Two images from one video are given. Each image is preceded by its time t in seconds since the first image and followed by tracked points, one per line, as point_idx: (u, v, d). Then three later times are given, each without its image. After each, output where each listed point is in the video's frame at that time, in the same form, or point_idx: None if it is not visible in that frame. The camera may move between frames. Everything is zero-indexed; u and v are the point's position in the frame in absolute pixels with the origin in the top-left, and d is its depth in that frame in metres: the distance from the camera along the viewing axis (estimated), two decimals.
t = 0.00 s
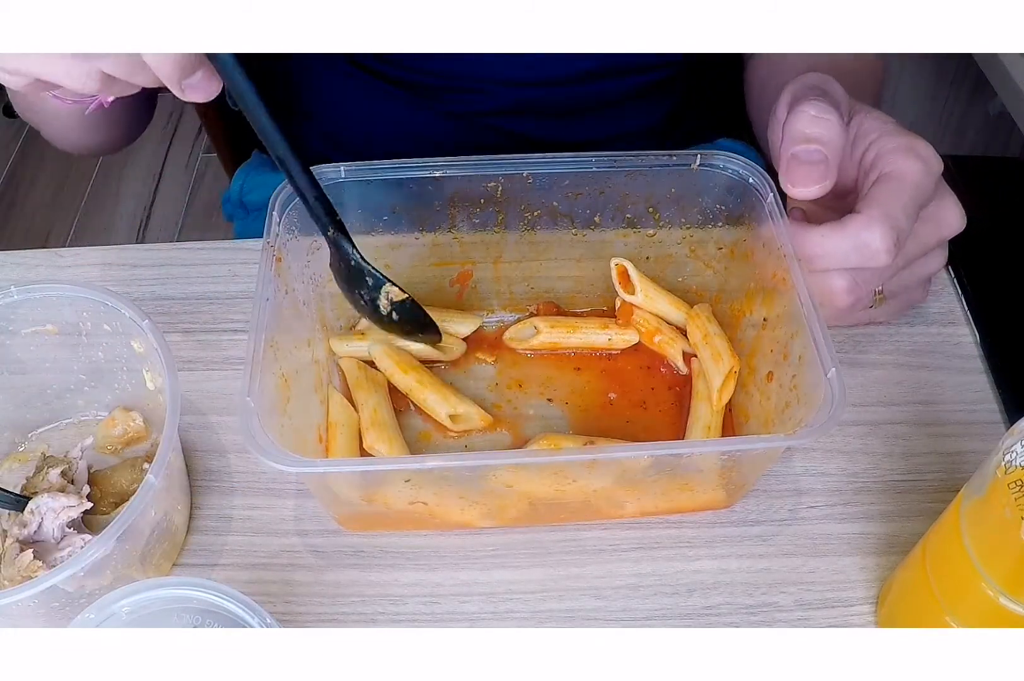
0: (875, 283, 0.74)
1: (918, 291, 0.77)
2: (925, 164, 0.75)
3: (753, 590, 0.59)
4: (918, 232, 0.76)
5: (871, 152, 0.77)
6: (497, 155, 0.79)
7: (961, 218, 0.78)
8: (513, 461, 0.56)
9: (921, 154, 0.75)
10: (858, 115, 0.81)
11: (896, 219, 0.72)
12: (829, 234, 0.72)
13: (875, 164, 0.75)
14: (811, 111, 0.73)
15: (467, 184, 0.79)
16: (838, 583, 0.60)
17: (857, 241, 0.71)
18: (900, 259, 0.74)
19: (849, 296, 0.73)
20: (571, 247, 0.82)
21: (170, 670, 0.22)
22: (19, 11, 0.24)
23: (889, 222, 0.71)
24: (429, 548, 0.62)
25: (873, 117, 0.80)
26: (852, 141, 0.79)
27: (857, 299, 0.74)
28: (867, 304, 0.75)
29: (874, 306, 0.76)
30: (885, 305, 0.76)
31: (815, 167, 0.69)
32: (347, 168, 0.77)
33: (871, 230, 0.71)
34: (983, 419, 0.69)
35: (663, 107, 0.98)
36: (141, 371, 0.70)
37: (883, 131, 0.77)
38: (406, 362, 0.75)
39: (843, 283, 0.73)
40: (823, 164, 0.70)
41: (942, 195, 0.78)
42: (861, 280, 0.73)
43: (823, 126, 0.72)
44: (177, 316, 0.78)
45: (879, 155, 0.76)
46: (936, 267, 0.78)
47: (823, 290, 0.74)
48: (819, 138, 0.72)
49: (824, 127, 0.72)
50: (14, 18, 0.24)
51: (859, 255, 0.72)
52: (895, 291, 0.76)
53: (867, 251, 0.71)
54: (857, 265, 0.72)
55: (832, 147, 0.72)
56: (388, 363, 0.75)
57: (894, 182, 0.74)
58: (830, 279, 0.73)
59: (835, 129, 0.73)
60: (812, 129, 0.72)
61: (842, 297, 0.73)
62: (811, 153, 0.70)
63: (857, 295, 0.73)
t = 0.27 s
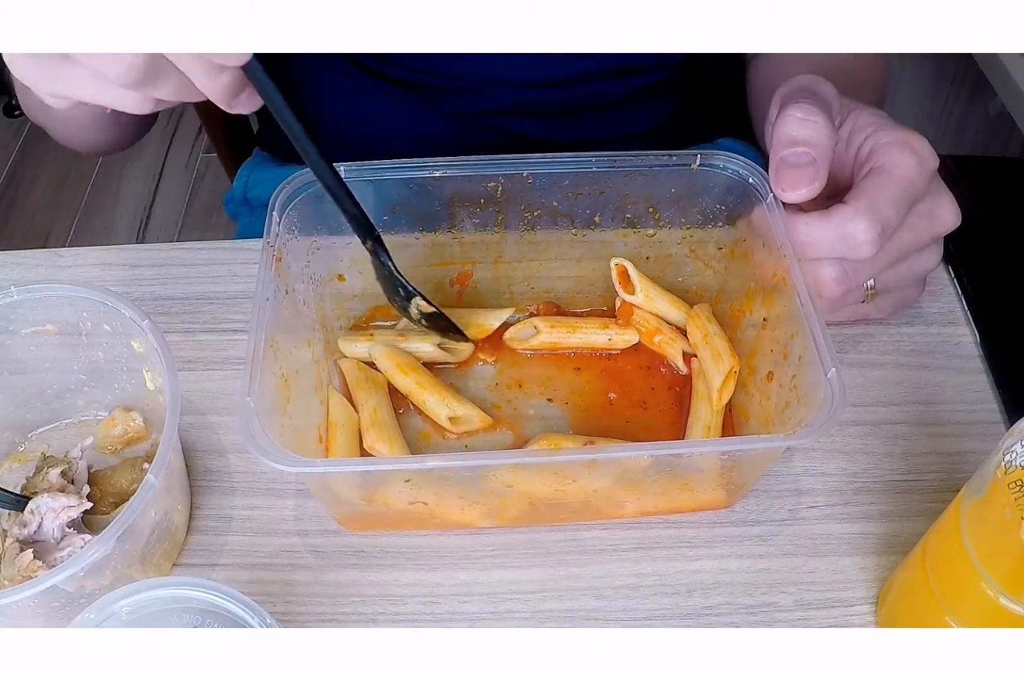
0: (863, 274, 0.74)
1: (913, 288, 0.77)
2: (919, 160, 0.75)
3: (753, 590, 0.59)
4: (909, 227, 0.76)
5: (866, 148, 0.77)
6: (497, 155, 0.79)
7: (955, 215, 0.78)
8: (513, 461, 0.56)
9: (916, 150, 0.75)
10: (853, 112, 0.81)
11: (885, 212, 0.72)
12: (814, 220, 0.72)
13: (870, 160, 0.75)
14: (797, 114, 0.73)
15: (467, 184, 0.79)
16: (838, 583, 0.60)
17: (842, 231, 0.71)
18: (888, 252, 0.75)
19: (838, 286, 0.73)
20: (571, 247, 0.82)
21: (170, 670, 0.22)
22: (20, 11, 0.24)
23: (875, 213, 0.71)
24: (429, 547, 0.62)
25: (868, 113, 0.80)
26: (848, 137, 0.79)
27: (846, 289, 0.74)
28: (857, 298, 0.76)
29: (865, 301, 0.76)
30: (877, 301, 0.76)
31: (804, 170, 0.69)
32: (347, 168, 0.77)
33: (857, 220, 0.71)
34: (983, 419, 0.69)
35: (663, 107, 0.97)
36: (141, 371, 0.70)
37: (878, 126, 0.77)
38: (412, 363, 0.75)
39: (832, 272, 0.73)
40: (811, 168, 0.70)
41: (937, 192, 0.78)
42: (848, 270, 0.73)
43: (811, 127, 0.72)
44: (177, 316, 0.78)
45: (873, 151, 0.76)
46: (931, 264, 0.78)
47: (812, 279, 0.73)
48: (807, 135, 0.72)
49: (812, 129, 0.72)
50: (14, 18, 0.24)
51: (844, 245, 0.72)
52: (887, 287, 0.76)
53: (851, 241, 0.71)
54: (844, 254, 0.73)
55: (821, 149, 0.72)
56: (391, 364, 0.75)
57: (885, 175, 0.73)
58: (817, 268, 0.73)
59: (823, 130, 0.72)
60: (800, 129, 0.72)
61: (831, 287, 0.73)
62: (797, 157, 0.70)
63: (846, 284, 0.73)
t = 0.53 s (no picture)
0: (863, 271, 0.74)
1: (911, 289, 0.78)
2: (922, 159, 0.75)
3: (753, 590, 0.59)
4: (911, 225, 0.76)
5: (867, 148, 0.77)
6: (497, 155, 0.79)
7: (956, 215, 0.78)
8: (513, 461, 0.56)
9: (919, 148, 0.75)
10: (854, 110, 0.81)
11: (886, 208, 0.72)
12: (817, 215, 0.72)
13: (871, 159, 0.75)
14: (795, 114, 0.73)
15: (467, 184, 0.79)
16: (838, 583, 0.60)
17: (845, 226, 0.71)
18: (888, 250, 0.75)
19: (838, 280, 0.73)
20: (571, 246, 0.82)
21: (169, 670, 0.22)
22: (21, 11, 0.24)
23: (878, 209, 0.71)
24: (429, 547, 0.62)
25: (871, 112, 0.80)
26: (851, 134, 0.79)
27: (846, 284, 0.74)
28: (856, 295, 0.76)
29: (864, 298, 0.76)
30: (874, 300, 0.76)
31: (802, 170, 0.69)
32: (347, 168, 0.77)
33: (860, 216, 0.71)
34: (983, 419, 0.69)
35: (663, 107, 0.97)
36: (141, 371, 0.70)
37: (882, 124, 0.77)
38: (418, 364, 0.75)
39: (832, 266, 0.72)
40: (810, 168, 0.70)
41: (939, 190, 0.78)
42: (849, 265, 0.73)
43: (809, 128, 0.72)
44: (177, 316, 0.78)
45: (874, 151, 0.76)
46: (931, 263, 0.78)
47: (813, 273, 0.73)
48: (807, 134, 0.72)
49: (810, 129, 0.72)
50: (15, 18, 0.24)
51: (845, 240, 0.72)
52: (886, 285, 0.76)
53: (853, 235, 0.71)
54: (844, 249, 0.72)
55: (821, 148, 0.72)
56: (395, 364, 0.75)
57: (888, 173, 0.74)
58: (818, 262, 0.73)
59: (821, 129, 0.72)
60: (799, 128, 0.72)
61: (831, 281, 0.73)
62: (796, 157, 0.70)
63: (846, 279, 0.73)
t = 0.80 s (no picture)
0: (860, 265, 0.75)
1: (910, 288, 0.77)
2: (923, 155, 0.75)
3: (753, 590, 0.59)
4: (910, 220, 0.76)
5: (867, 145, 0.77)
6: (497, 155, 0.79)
7: (955, 212, 0.78)
8: (513, 461, 0.56)
9: (919, 144, 0.75)
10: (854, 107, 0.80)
11: (885, 203, 0.72)
12: (817, 209, 0.72)
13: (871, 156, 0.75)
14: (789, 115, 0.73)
15: (467, 185, 0.79)
16: (838, 583, 0.60)
17: (845, 220, 0.72)
18: (887, 245, 0.75)
19: (837, 274, 0.74)
20: (571, 246, 0.82)
21: (169, 670, 0.22)
22: (20, 12, 0.22)
23: (878, 204, 0.72)
24: (429, 547, 0.62)
25: (870, 108, 0.80)
26: (851, 131, 0.79)
27: (845, 277, 0.75)
28: (853, 290, 0.76)
29: (862, 294, 0.76)
30: (872, 296, 0.76)
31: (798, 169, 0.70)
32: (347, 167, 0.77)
33: (859, 210, 0.71)
34: (983, 419, 0.69)
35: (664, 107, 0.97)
36: (141, 371, 0.70)
37: (882, 120, 0.77)
38: (418, 365, 0.75)
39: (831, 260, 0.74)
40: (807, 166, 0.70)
41: (939, 188, 0.78)
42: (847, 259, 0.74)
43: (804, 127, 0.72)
44: (177, 316, 0.78)
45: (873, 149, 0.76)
46: (931, 261, 0.78)
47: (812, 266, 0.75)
48: (802, 132, 0.72)
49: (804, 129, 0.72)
50: (14, 20, 0.22)
51: (845, 235, 0.72)
52: (884, 282, 0.76)
53: (853, 230, 0.72)
54: (844, 243, 0.73)
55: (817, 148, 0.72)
56: (396, 364, 0.75)
57: (887, 169, 0.74)
58: (818, 256, 0.74)
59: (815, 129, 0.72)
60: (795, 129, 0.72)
61: (830, 275, 0.74)
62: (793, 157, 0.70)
63: (845, 272, 0.74)
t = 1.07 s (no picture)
0: (861, 262, 0.75)
1: (910, 287, 0.77)
2: (922, 152, 0.75)
3: (753, 590, 0.59)
4: (911, 217, 0.76)
5: (867, 142, 0.77)
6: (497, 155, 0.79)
7: (957, 212, 0.78)
8: (513, 461, 0.56)
9: (919, 141, 0.75)
10: (852, 104, 0.80)
11: (886, 198, 0.72)
12: (818, 205, 0.72)
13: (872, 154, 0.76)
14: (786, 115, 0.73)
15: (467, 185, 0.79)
16: (838, 583, 0.60)
17: (846, 215, 0.72)
18: (887, 242, 0.75)
19: (837, 270, 0.74)
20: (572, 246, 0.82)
21: (169, 670, 0.22)
22: (21, 11, 0.22)
23: (879, 200, 0.72)
24: (429, 547, 0.62)
25: (870, 106, 0.80)
26: (850, 130, 0.79)
27: (846, 274, 0.75)
28: (854, 288, 0.76)
29: (863, 292, 0.76)
30: (872, 294, 0.76)
31: (799, 168, 0.70)
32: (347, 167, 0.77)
33: (860, 205, 0.71)
34: (983, 419, 0.69)
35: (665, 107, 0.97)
36: (141, 371, 0.70)
37: (881, 118, 0.77)
38: (418, 365, 0.74)
39: (832, 257, 0.74)
40: (808, 165, 0.70)
41: (939, 185, 0.78)
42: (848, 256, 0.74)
43: (802, 126, 0.72)
44: (178, 316, 0.78)
45: (873, 146, 0.76)
46: (931, 260, 0.78)
47: (813, 263, 0.75)
48: (803, 130, 0.72)
49: (802, 129, 0.72)
50: (14, 19, 0.22)
51: (847, 230, 0.72)
52: (884, 280, 0.76)
53: (855, 225, 0.72)
54: (845, 239, 0.73)
55: (816, 148, 0.72)
56: (397, 365, 0.75)
57: (887, 164, 0.74)
58: (818, 253, 0.74)
59: (813, 128, 0.73)
60: (793, 129, 0.72)
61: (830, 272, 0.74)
62: (794, 157, 0.70)
63: (846, 269, 0.74)
